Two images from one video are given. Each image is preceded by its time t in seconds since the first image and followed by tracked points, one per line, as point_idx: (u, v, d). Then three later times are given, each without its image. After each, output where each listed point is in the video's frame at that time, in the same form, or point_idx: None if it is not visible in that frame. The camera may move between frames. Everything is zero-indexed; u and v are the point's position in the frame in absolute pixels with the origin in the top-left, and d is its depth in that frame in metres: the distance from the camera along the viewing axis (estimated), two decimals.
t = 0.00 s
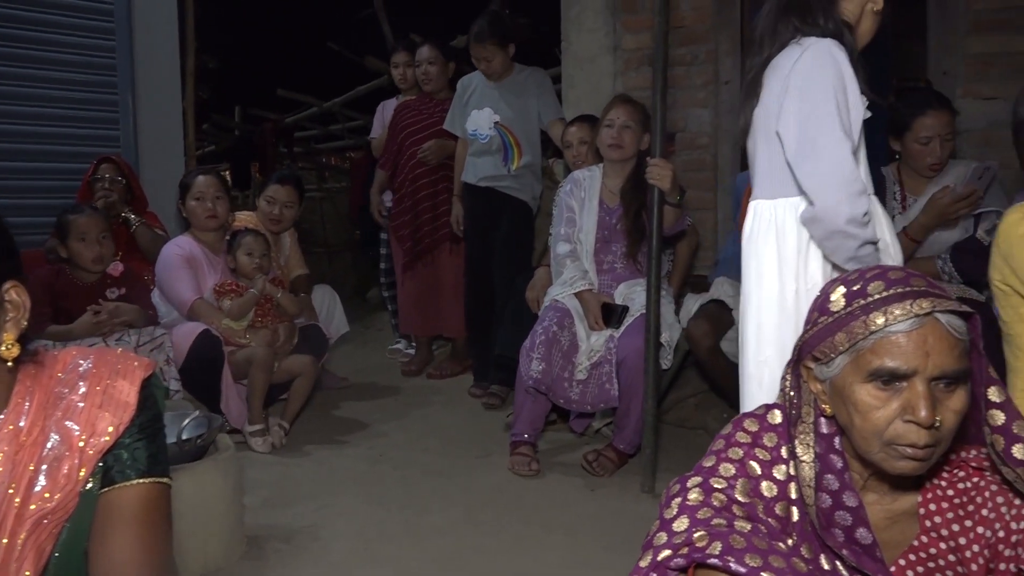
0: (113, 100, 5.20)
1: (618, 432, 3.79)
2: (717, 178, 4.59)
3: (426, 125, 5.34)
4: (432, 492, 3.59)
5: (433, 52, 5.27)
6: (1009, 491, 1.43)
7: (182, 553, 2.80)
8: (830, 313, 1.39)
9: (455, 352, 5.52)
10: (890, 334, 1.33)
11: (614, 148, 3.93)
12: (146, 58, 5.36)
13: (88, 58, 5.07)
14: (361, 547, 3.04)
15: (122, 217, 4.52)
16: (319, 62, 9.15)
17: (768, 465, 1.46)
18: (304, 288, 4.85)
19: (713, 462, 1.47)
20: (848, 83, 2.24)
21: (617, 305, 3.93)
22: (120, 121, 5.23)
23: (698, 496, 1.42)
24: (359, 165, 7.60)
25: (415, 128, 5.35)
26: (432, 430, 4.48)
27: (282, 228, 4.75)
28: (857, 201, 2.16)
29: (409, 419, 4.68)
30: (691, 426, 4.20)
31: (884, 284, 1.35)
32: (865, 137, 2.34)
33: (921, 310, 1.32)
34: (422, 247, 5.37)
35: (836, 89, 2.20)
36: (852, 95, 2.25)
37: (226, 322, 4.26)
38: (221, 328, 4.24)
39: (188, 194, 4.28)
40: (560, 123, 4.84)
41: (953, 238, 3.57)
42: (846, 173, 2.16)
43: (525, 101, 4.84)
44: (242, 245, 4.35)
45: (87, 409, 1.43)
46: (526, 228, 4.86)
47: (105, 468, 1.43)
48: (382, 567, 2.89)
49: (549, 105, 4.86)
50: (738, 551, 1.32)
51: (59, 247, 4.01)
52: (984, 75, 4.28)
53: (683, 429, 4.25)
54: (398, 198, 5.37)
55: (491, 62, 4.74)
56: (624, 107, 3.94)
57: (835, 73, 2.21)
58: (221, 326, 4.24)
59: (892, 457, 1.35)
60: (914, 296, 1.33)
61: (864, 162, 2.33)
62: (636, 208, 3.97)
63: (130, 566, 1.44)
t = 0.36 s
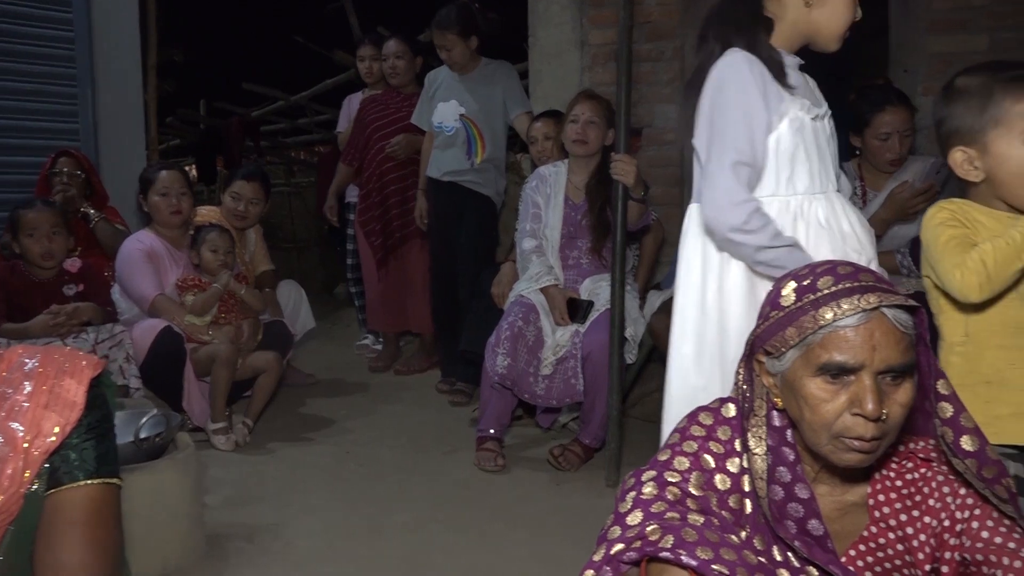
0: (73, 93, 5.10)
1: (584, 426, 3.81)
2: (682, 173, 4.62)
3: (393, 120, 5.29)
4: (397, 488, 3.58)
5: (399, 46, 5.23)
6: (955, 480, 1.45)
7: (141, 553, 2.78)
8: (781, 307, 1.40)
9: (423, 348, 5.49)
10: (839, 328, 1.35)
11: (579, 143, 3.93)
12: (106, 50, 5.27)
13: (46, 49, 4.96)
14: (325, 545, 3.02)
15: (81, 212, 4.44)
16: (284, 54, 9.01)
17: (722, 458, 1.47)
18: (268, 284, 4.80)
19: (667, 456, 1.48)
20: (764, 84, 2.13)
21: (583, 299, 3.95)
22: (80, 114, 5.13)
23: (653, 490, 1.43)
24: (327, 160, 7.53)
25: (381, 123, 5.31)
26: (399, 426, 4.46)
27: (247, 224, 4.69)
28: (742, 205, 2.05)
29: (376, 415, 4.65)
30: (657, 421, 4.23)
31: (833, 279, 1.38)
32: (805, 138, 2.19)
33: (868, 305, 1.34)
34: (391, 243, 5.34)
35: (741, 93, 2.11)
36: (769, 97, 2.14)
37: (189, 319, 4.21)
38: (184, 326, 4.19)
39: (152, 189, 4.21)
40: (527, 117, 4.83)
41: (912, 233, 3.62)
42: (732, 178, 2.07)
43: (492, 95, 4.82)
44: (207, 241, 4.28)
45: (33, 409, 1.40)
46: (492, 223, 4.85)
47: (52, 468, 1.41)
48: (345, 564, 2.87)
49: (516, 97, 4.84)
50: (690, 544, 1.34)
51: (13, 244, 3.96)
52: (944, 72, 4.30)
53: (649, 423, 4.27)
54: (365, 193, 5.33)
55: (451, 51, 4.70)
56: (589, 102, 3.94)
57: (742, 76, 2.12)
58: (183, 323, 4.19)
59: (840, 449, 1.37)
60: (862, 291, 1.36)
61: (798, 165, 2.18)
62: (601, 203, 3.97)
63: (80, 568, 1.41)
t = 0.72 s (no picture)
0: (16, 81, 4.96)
1: (539, 420, 3.81)
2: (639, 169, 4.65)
3: (348, 112, 5.23)
4: (351, 484, 3.56)
5: (355, 38, 5.18)
6: (893, 471, 1.48)
7: (83, 552, 2.73)
8: (726, 301, 1.42)
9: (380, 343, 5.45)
10: (782, 322, 1.37)
11: (535, 138, 3.93)
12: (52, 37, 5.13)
13: None
14: (275, 542, 2.99)
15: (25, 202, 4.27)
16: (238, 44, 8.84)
17: (668, 451, 1.48)
18: (221, 278, 4.71)
19: (615, 449, 1.48)
20: (707, 82, 2.16)
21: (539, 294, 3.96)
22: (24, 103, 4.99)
23: (600, 483, 1.44)
24: (283, 152, 7.42)
25: (337, 115, 5.25)
26: (355, 422, 4.43)
27: (201, 220, 4.57)
28: (673, 197, 2.10)
29: (331, 411, 4.60)
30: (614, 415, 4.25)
31: (777, 274, 1.39)
32: (760, 131, 2.18)
33: (810, 299, 1.36)
34: (346, 237, 5.29)
35: (684, 89, 2.16)
36: (713, 92, 2.17)
37: (139, 310, 4.11)
38: (132, 316, 4.08)
39: (105, 177, 4.07)
40: (484, 110, 4.79)
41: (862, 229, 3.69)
42: (664, 171, 2.13)
43: (447, 90, 4.78)
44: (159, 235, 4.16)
45: None
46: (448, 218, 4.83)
47: None
48: (295, 562, 2.85)
49: (472, 90, 4.81)
50: (634, 537, 1.35)
51: None
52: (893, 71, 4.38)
53: (605, 417, 4.30)
54: (321, 186, 5.27)
55: (407, 42, 4.67)
56: (546, 97, 3.94)
57: (683, 73, 2.16)
58: (133, 316, 4.09)
59: (781, 442, 1.39)
60: (804, 286, 1.38)
61: (751, 158, 2.17)
62: (557, 198, 3.98)
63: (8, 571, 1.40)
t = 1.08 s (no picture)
0: None
1: (497, 418, 3.80)
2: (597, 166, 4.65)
3: (306, 107, 5.15)
4: (305, 484, 3.50)
5: (313, 32, 5.10)
6: (842, 465, 1.49)
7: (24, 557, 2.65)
8: (679, 297, 1.42)
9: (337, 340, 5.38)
10: (734, 318, 1.38)
11: (494, 134, 3.91)
12: None
13: None
14: (226, 544, 2.93)
15: None
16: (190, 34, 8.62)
17: (622, 447, 1.48)
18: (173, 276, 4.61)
19: (569, 446, 1.48)
20: (690, 94, 2.24)
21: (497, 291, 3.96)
22: None
23: (553, 480, 1.44)
24: (238, 146, 7.29)
25: (294, 110, 5.17)
26: (311, 420, 4.36)
27: (151, 216, 4.47)
28: (655, 209, 2.24)
29: (285, 409, 4.53)
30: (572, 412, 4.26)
31: (729, 270, 1.40)
32: (751, 136, 2.24)
33: (761, 295, 1.37)
34: (304, 234, 5.22)
35: (668, 103, 2.26)
36: (701, 103, 2.25)
37: (76, 292, 3.94)
38: (70, 299, 3.92)
39: (48, 171, 3.95)
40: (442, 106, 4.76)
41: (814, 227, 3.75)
42: (652, 184, 2.25)
43: (405, 85, 4.73)
44: (104, 232, 4.08)
45: None
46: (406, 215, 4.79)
47: None
48: (247, 564, 2.80)
49: (430, 85, 4.78)
50: (586, 534, 1.34)
51: None
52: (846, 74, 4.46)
53: (563, 415, 4.30)
54: (278, 181, 5.18)
55: (364, 34, 4.64)
56: (505, 92, 3.91)
57: (671, 88, 2.25)
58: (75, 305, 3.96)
59: (734, 437, 1.40)
60: (756, 281, 1.38)
61: (744, 162, 2.23)
62: (516, 194, 3.96)
63: None
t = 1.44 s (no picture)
0: None
1: (456, 413, 3.78)
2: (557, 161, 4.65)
3: (262, 99, 5.06)
4: (261, 482, 3.45)
5: (269, 23, 5.01)
6: (793, 456, 1.51)
7: None
8: (632, 291, 1.43)
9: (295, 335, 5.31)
10: (687, 311, 1.39)
11: (454, 128, 3.88)
12: None
13: None
14: (178, 544, 2.88)
15: None
16: (144, 25, 8.43)
17: (577, 441, 1.48)
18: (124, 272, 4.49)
19: (524, 440, 1.47)
20: (683, 95, 2.25)
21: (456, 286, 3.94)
22: None
23: (508, 474, 1.43)
24: (192, 139, 7.14)
25: (250, 102, 5.07)
26: (268, 417, 4.30)
27: (99, 208, 4.33)
28: (650, 209, 2.24)
29: (241, 407, 4.46)
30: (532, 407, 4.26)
31: (682, 263, 1.41)
32: (744, 132, 2.21)
33: (714, 288, 1.38)
34: (261, 228, 5.13)
35: (663, 105, 2.27)
36: (693, 103, 2.24)
37: None
38: None
39: None
40: (401, 99, 4.72)
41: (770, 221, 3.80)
42: (647, 184, 2.25)
43: (363, 77, 4.68)
44: (46, 230, 3.98)
45: None
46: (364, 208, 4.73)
47: None
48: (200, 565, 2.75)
49: (388, 79, 4.73)
50: (540, 527, 1.34)
51: None
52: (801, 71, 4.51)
53: (523, 409, 4.30)
54: (234, 176, 5.08)
55: (321, 24, 4.58)
56: (464, 86, 3.88)
57: (664, 91, 2.27)
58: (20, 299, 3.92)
59: (688, 429, 1.41)
60: (708, 274, 1.39)
61: (738, 159, 2.20)
62: (476, 189, 3.94)
63: None
